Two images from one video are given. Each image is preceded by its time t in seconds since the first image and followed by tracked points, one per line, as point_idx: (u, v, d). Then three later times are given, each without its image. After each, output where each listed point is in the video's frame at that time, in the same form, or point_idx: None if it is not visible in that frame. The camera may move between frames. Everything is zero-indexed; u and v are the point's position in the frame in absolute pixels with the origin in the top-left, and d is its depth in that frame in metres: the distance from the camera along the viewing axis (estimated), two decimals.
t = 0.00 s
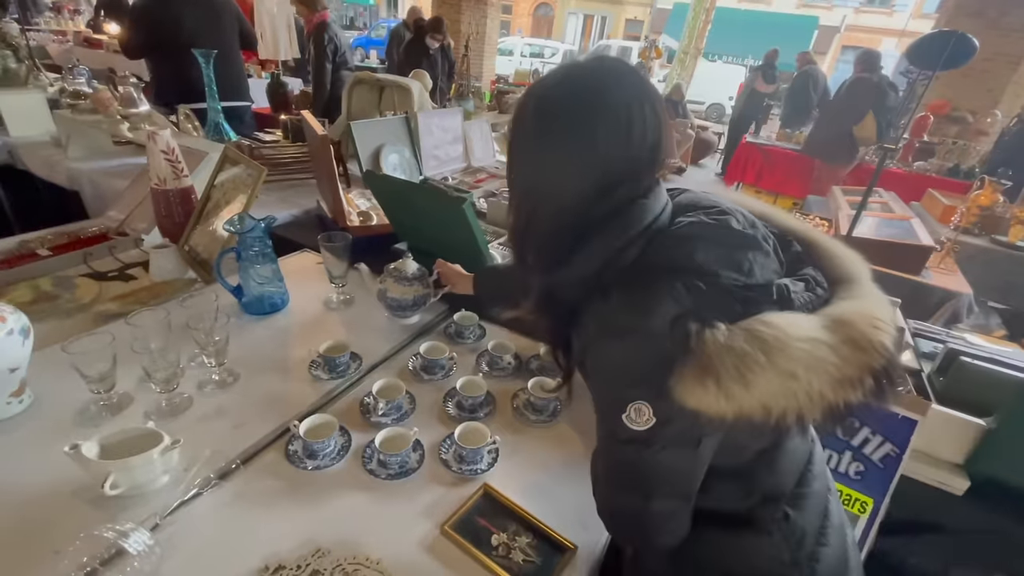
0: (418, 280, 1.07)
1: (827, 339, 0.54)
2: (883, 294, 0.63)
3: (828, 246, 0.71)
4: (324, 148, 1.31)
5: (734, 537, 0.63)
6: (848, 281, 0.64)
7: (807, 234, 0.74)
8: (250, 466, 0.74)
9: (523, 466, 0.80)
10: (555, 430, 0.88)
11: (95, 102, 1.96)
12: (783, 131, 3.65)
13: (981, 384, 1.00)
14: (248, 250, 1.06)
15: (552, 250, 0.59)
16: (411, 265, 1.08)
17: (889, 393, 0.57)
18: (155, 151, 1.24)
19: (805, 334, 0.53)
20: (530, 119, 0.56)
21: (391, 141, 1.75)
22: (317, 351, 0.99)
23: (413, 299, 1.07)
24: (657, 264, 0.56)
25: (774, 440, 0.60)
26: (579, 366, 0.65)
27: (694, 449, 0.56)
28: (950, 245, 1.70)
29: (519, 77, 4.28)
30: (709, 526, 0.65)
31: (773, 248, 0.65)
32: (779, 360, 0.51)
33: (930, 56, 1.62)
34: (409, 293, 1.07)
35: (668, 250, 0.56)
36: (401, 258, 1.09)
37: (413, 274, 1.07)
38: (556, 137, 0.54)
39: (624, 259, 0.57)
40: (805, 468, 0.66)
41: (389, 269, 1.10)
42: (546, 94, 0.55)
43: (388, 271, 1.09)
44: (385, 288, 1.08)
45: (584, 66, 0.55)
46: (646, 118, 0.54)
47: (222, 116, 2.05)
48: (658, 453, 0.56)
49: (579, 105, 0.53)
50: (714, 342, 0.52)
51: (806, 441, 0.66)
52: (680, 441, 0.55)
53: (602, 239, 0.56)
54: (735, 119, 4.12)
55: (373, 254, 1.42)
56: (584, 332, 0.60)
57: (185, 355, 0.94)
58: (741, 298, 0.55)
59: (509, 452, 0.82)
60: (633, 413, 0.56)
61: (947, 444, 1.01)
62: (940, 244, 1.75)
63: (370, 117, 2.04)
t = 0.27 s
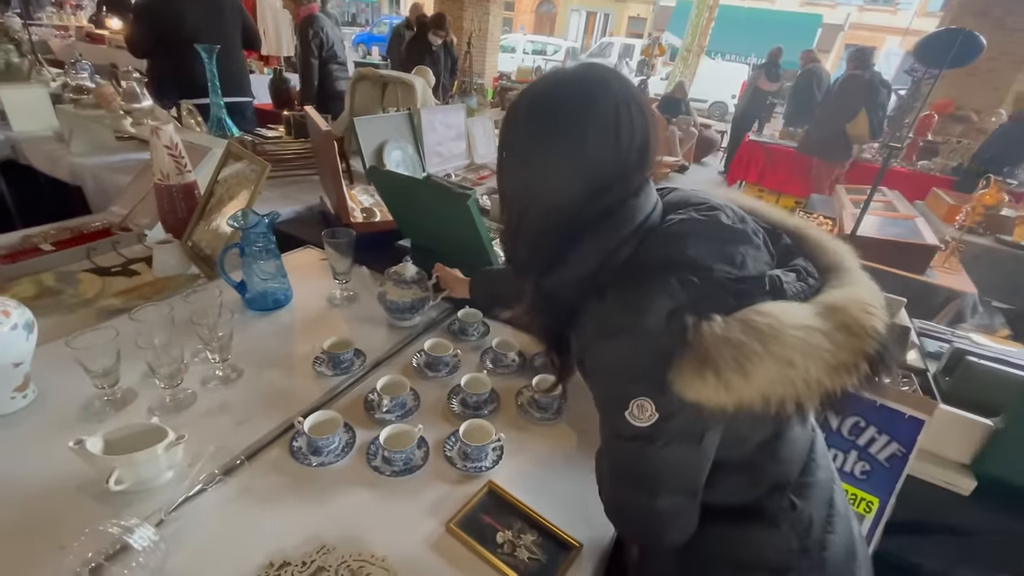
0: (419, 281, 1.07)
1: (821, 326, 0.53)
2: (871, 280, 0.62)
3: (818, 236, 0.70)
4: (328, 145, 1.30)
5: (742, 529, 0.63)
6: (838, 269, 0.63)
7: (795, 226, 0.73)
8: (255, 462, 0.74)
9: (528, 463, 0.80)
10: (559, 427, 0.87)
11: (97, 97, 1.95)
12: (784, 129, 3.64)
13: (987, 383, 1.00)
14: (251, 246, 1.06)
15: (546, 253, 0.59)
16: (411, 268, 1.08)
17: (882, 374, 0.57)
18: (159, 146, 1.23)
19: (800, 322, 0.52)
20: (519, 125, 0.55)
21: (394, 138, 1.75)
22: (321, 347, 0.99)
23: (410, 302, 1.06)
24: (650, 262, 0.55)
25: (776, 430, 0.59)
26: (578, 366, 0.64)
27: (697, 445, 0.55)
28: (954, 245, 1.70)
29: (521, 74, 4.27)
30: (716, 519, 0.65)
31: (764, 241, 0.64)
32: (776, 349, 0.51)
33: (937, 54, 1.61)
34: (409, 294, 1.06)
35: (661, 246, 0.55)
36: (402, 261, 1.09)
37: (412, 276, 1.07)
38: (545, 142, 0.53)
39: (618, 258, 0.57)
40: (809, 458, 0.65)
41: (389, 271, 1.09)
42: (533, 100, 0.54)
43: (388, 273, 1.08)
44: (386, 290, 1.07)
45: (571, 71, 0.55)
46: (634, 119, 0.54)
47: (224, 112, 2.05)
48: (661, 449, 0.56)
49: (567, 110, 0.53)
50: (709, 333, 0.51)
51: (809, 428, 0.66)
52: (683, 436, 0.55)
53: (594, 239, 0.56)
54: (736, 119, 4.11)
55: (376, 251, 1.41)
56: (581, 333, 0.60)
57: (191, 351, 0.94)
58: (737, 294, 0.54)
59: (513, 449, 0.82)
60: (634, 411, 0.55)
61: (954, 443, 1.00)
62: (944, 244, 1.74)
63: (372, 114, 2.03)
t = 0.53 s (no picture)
0: (421, 278, 1.07)
1: (827, 318, 0.53)
2: (873, 272, 0.62)
3: (818, 230, 0.70)
4: (331, 141, 1.30)
5: (750, 525, 0.63)
6: (839, 262, 0.63)
7: (795, 220, 0.73)
8: (259, 459, 0.74)
9: (532, 460, 0.79)
10: (563, 424, 0.87)
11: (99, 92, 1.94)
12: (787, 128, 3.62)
13: (992, 382, 1.00)
14: (254, 243, 1.05)
15: (548, 253, 0.59)
16: (413, 264, 1.07)
17: (887, 366, 0.57)
18: (161, 142, 1.23)
19: (806, 315, 0.52)
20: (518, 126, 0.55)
21: (397, 134, 1.74)
22: (324, 344, 0.98)
23: (411, 297, 1.06)
24: (653, 259, 0.55)
25: (782, 423, 0.59)
26: (584, 365, 0.64)
27: (705, 440, 0.55)
28: (958, 243, 1.69)
29: (522, 71, 4.25)
30: (724, 515, 0.65)
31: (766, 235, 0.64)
32: (783, 342, 0.50)
33: (941, 53, 1.60)
34: (411, 291, 1.06)
35: (666, 242, 0.55)
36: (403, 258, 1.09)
37: (414, 273, 1.06)
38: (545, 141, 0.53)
39: (621, 255, 0.56)
40: (814, 451, 0.65)
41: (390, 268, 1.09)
42: (532, 100, 0.54)
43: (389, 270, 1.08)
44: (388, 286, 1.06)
45: (571, 71, 0.54)
46: (634, 119, 0.53)
47: (226, 109, 2.04)
48: (669, 445, 0.55)
49: (567, 109, 0.52)
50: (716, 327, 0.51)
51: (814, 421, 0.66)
52: (691, 432, 0.54)
53: (596, 238, 0.56)
54: (738, 118, 4.09)
55: (379, 247, 1.41)
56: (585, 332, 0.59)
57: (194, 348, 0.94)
58: (742, 290, 0.54)
59: (518, 447, 0.82)
60: (642, 407, 0.55)
61: (959, 442, 1.00)
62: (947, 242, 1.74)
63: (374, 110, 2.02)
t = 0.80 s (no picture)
0: (420, 278, 1.06)
1: (829, 314, 0.53)
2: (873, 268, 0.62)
3: (817, 226, 0.70)
4: (331, 140, 1.30)
5: (751, 521, 0.63)
6: (839, 258, 0.63)
7: (794, 216, 0.73)
8: (260, 458, 0.74)
9: (533, 459, 0.79)
10: (564, 422, 0.87)
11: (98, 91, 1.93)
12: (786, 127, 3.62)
13: (992, 380, 1.00)
14: (254, 241, 1.05)
15: (549, 253, 0.59)
16: (412, 264, 1.07)
17: (888, 362, 0.57)
18: (161, 140, 1.23)
19: (810, 311, 0.52)
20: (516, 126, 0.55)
21: (397, 133, 1.74)
22: (324, 343, 0.98)
23: (410, 298, 1.06)
24: (656, 258, 0.55)
25: (783, 419, 0.59)
26: (586, 364, 0.64)
27: (708, 437, 0.55)
28: (957, 242, 1.70)
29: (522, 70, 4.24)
30: (725, 510, 0.65)
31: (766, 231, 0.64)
32: (787, 339, 0.50)
33: (941, 51, 1.60)
34: (410, 290, 1.05)
35: (667, 239, 0.55)
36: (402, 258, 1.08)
37: (413, 273, 1.06)
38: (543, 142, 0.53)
39: (623, 253, 0.56)
40: (814, 446, 0.65)
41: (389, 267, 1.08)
42: (531, 99, 0.53)
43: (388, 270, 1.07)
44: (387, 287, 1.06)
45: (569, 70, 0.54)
46: (633, 117, 0.53)
47: (226, 107, 2.04)
48: (672, 442, 0.55)
49: (566, 109, 0.52)
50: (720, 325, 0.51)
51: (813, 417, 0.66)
52: (694, 429, 0.54)
53: (597, 237, 0.56)
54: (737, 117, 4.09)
55: (380, 246, 1.41)
56: (588, 331, 0.59)
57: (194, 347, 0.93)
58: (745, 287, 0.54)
59: (518, 445, 0.82)
60: (645, 405, 0.55)
61: (958, 440, 1.00)
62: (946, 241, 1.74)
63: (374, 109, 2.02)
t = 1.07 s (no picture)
0: (420, 278, 1.06)
1: (834, 315, 0.53)
2: (876, 269, 0.62)
3: (819, 225, 0.70)
4: (329, 140, 1.29)
5: (752, 519, 0.63)
6: (842, 259, 0.63)
7: (795, 216, 0.73)
8: (259, 459, 0.74)
9: (533, 459, 0.79)
10: (564, 422, 0.87)
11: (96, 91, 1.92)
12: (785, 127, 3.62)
13: (991, 379, 1.00)
14: (253, 242, 1.05)
15: (549, 253, 0.59)
16: (412, 265, 1.07)
17: (891, 362, 0.57)
18: (159, 140, 1.22)
19: (813, 312, 0.52)
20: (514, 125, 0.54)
21: (395, 133, 1.73)
22: (324, 343, 0.98)
23: (410, 298, 1.06)
24: (660, 258, 0.55)
25: (785, 418, 0.60)
26: (588, 365, 0.64)
27: (712, 438, 0.55)
28: (955, 241, 1.70)
29: (520, 69, 4.22)
30: (726, 509, 0.65)
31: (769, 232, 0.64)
32: (792, 340, 0.50)
33: (940, 49, 1.60)
34: (410, 290, 1.05)
35: (671, 240, 0.55)
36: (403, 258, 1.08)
37: (412, 274, 1.06)
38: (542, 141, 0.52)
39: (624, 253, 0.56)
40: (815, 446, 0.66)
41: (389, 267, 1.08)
42: (529, 98, 0.53)
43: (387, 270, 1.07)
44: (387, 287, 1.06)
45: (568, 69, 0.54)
46: (634, 115, 0.53)
47: (224, 107, 2.04)
48: (676, 443, 0.55)
49: (566, 108, 0.52)
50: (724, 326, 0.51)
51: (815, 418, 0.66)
52: (698, 429, 0.54)
53: (599, 238, 0.55)
54: (736, 116, 4.09)
55: (379, 246, 1.41)
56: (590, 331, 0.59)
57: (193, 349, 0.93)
58: (750, 286, 0.54)
59: (519, 445, 0.82)
60: (648, 405, 0.55)
61: (958, 439, 1.01)
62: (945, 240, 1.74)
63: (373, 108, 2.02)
